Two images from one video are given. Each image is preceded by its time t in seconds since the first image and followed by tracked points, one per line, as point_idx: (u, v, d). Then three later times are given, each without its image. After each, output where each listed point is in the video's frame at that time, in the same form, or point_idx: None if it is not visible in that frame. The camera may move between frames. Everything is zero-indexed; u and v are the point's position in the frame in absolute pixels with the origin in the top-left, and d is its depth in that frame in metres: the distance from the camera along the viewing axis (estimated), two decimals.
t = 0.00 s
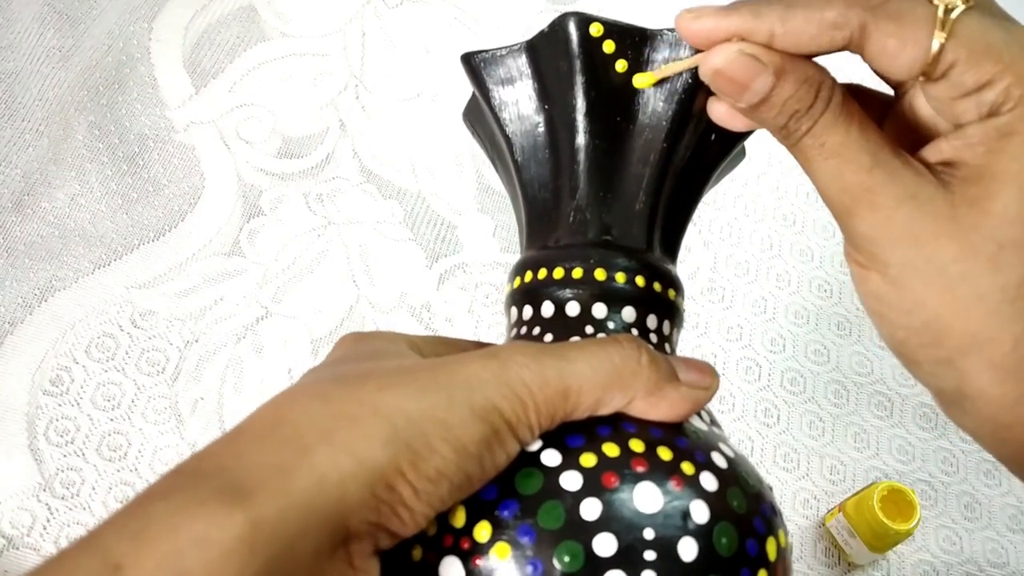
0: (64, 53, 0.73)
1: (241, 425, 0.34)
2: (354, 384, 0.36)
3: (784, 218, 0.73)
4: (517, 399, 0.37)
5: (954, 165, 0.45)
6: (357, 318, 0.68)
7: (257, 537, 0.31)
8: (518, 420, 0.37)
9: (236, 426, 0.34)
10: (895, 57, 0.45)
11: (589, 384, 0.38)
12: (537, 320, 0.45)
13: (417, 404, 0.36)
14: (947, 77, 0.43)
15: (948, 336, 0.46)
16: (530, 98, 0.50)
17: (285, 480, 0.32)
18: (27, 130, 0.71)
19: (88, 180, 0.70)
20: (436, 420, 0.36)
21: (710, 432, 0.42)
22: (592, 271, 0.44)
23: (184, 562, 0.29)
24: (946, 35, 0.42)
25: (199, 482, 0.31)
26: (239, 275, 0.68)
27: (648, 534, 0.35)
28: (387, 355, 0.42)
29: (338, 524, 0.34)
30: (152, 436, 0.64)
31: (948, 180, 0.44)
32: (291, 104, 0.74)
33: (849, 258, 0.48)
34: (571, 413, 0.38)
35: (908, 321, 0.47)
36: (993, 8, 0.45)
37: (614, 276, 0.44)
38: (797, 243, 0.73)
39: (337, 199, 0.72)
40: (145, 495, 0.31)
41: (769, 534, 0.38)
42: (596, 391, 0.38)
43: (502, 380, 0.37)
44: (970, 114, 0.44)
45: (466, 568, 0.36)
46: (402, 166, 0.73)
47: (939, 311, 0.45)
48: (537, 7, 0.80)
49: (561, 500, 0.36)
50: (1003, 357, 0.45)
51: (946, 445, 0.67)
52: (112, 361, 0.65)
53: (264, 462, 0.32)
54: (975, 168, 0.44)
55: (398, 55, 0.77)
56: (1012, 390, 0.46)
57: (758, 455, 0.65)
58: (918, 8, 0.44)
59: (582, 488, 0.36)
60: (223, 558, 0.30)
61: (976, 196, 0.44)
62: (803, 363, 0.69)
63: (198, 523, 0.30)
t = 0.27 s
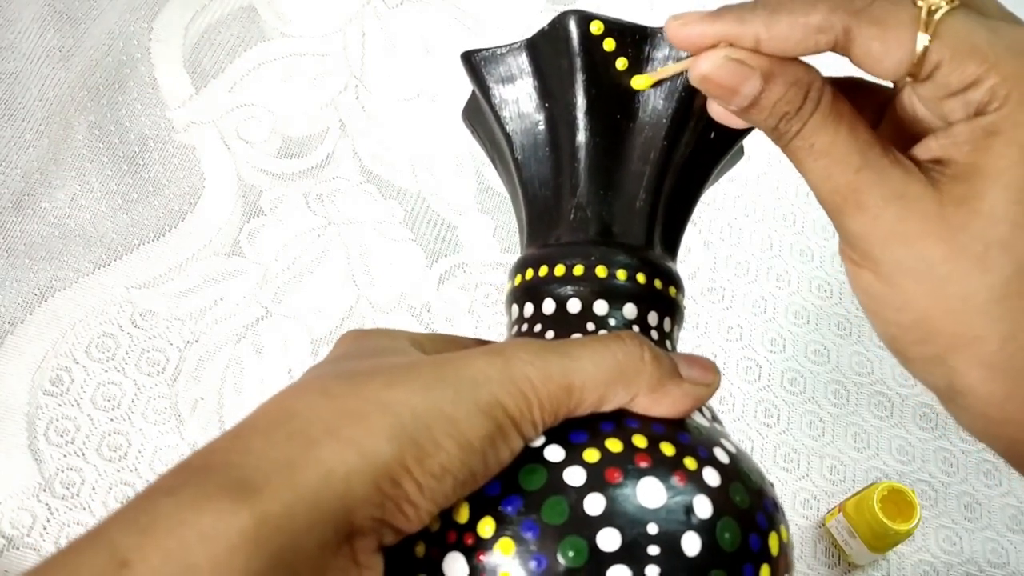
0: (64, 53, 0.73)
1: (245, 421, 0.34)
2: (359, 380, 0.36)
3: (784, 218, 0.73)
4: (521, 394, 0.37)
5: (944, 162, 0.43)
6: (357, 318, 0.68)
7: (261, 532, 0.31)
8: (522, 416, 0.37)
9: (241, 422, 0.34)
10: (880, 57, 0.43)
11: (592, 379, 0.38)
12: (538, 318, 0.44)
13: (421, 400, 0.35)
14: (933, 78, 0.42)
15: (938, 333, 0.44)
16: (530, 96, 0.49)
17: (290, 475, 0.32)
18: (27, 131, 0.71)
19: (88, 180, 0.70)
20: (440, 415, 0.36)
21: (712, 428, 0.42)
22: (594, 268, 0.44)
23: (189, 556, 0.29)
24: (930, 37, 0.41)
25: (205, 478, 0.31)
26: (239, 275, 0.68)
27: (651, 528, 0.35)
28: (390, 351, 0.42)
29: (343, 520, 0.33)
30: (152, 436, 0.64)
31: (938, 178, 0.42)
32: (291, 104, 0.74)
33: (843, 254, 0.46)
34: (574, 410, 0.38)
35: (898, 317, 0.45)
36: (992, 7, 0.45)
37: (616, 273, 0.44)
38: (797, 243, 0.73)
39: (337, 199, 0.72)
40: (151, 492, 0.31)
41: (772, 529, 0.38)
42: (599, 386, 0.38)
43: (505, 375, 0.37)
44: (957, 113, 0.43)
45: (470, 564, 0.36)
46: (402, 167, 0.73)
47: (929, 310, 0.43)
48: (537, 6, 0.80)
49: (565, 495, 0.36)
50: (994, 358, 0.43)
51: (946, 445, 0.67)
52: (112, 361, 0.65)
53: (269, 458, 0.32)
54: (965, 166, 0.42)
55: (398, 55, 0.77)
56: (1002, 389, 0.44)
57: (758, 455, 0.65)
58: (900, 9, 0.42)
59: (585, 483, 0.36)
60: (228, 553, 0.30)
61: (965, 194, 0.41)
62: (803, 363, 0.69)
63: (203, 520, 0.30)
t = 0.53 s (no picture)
0: (64, 53, 0.73)
1: (253, 429, 0.34)
2: (366, 389, 0.36)
3: (784, 218, 0.73)
4: (529, 401, 0.37)
5: (927, 180, 0.42)
6: (357, 318, 0.68)
7: (272, 540, 0.31)
8: (530, 423, 0.37)
9: (250, 430, 0.34)
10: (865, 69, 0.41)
11: (599, 386, 0.38)
12: (545, 325, 0.44)
13: (429, 407, 0.36)
14: (918, 94, 0.41)
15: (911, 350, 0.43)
16: (535, 103, 0.49)
17: (300, 483, 0.32)
18: (27, 130, 0.71)
19: (88, 180, 0.70)
20: (449, 422, 0.36)
21: (719, 433, 0.42)
22: (600, 274, 0.44)
23: (201, 564, 0.29)
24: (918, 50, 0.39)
25: (214, 486, 0.31)
26: (239, 275, 0.68)
27: (659, 535, 0.35)
28: (396, 358, 0.42)
29: (353, 528, 0.33)
30: (152, 436, 0.63)
31: (919, 197, 0.42)
32: (291, 104, 0.74)
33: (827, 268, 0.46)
34: (582, 416, 0.38)
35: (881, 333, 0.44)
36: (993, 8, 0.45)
37: (621, 279, 0.44)
38: (797, 242, 0.73)
39: (337, 199, 0.72)
40: (161, 499, 0.31)
41: (779, 534, 0.38)
42: (606, 393, 0.38)
43: (513, 383, 0.37)
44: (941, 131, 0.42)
45: (479, 570, 0.36)
46: (402, 167, 0.73)
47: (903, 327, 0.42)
48: (537, 6, 0.79)
49: (573, 502, 0.36)
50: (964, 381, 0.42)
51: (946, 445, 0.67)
52: (112, 361, 0.65)
53: (277, 465, 0.32)
54: (945, 186, 0.41)
55: (398, 55, 0.77)
56: (971, 412, 0.43)
57: (758, 455, 0.65)
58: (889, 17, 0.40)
59: (594, 490, 0.36)
60: (239, 561, 0.30)
61: (943, 216, 0.41)
62: (803, 363, 0.69)
63: (213, 527, 0.30)
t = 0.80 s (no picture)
0: (64, 53, 0.73)
1: (238, 438, 0.35)
2: (354, 395, 0.37)
3: (784, 218, 0.73)
4: (512, 408, 0.37)
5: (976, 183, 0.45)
6: (357, 318, 0.68)
7: (248, 549, 0.32)
8: (514, 430, 0.37)
9: (237, 438, 0.35)
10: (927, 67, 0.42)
11: (585, 392, 0.37)
12: (534, 331, 0.44)
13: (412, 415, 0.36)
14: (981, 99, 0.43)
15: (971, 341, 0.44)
16: (524, 109, 0.49)
17: (278, 494, 0.33)
18: (27, 130, 0.71)
19: (88, 180, 0.70)
20: (431, 431, 0.36)
21: (707, 440, 0.41)
22: (588, 280, 0.44)
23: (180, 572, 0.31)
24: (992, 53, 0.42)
25: (195, 497, 0.33)
26: (239, 275, 0.68)
27: (645, 542, 0.35)
28: (387, 365, 0.42)
29: (332, 535, 0.35)
30: (152, 436, 0.63)
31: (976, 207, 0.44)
32: (291, 104, 0.74)
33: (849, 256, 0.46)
34: (567, 423, 0.38)
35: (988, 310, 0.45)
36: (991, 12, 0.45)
37: (610, 285, 0.44)
38: (797, 242, 0.73)
39: (337, 199, 0.72)
40: (144, 510, 0.32)
41: (768, 541, 0.38)
42: (592, 399, 0.38)
43: (498, 390, 0.37)
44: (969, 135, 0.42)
45: None
46: (402, 167, 0.73)
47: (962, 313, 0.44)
48: (536, 6, 0.80)
49: (557, 510, 0.35)
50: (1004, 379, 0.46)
51: (945, 445, 0.67)
52: (112, 361, 0.65)
53: (256, 476, 0.33)
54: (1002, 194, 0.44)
55: (398, 55, 0.77)
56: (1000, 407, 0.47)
57: (758, 455, 0.65)
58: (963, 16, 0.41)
59: (579, 497, 0.36)
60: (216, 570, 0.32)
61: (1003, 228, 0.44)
62: (803, 364, 0.69)
63: (190, 539, 0.31)
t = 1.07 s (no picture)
0: (63, 53, 0.73)
1: (182, 478, 0.35)
2: (303, 436, 0.37)
3: (783, 218, 0.73)
4: (467, 447, 0.37)
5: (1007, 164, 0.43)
6: (357, 318, 0.68)
7: None
8: (468, 470, 0.37)
9: (179, 480, 0.34)
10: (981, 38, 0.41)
11: (543, 430, 0.37)
12: (497, 360, 0.44)
13: (362, 457, 0.36)
14: None
15: None
16: (490, 132, 0.49)
17: (222, 538, 0.33)
18: (27, 130, 0.71)
19: (88, 181, 0.70)
20: (383, 472, 0.36)
21: (671, 475, 0.40)
22: (551, 310, 0.43)
23: None
24: None
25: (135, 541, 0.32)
26: (239, 275, 0.68)
27: None
28: (339, 399, 0.42)
29: None
30: (152, 436, 0.63)
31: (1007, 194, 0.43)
32: (292, 103, 0.74)
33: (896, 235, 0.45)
34: (525, 460, 0.38)
35: None
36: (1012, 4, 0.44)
37: (575, 315, 0.43)
38: (796, 242, 0.73)
39: (337, 199, 0.72)
40: (79, 552, 0.31)
41: None
42: (550, 436, 0.37)
43: (451, 429, 0.37)
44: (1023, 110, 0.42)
45: None
46: (402, 166, 0.73)
47: None
48: (536, 6, 0.80)
49: (513, 552, 0.35)
50: None
51: (945, 445, 0.67)
52: (112, 361, 0.65)
53: (201, 519, 0.33)
54: None
55: (398, 54, 0.77)
56: None
57: (757, 456, 0.65)
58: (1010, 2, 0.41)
59: (535, 539, 0.35)
60: None
61: None
62: (803, 364, 0.69)
63: None
